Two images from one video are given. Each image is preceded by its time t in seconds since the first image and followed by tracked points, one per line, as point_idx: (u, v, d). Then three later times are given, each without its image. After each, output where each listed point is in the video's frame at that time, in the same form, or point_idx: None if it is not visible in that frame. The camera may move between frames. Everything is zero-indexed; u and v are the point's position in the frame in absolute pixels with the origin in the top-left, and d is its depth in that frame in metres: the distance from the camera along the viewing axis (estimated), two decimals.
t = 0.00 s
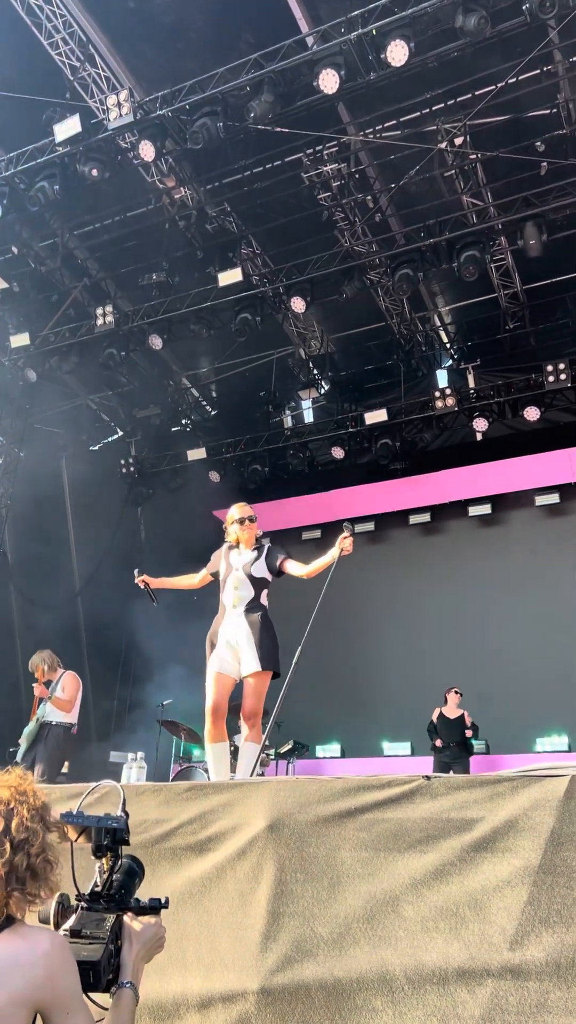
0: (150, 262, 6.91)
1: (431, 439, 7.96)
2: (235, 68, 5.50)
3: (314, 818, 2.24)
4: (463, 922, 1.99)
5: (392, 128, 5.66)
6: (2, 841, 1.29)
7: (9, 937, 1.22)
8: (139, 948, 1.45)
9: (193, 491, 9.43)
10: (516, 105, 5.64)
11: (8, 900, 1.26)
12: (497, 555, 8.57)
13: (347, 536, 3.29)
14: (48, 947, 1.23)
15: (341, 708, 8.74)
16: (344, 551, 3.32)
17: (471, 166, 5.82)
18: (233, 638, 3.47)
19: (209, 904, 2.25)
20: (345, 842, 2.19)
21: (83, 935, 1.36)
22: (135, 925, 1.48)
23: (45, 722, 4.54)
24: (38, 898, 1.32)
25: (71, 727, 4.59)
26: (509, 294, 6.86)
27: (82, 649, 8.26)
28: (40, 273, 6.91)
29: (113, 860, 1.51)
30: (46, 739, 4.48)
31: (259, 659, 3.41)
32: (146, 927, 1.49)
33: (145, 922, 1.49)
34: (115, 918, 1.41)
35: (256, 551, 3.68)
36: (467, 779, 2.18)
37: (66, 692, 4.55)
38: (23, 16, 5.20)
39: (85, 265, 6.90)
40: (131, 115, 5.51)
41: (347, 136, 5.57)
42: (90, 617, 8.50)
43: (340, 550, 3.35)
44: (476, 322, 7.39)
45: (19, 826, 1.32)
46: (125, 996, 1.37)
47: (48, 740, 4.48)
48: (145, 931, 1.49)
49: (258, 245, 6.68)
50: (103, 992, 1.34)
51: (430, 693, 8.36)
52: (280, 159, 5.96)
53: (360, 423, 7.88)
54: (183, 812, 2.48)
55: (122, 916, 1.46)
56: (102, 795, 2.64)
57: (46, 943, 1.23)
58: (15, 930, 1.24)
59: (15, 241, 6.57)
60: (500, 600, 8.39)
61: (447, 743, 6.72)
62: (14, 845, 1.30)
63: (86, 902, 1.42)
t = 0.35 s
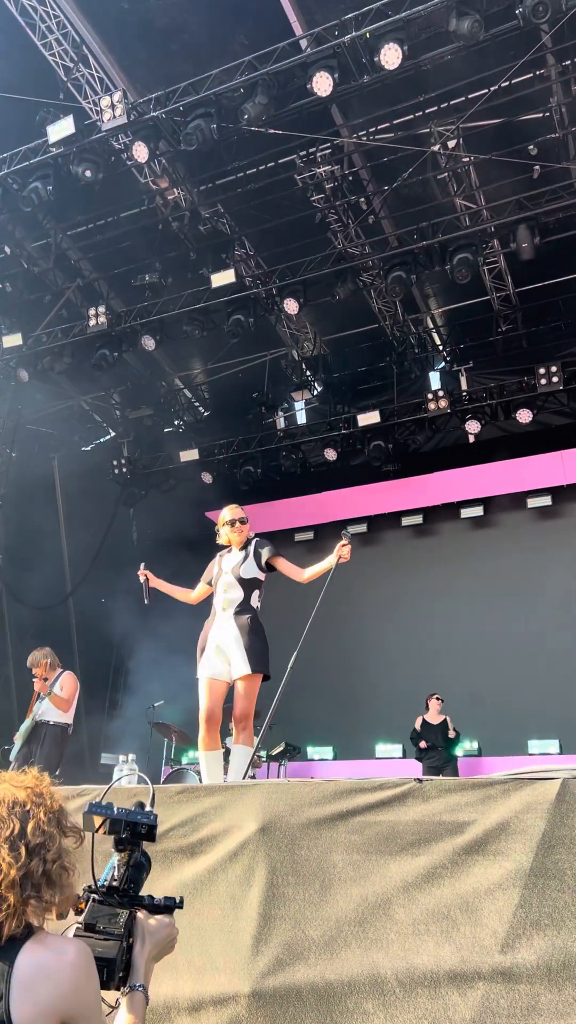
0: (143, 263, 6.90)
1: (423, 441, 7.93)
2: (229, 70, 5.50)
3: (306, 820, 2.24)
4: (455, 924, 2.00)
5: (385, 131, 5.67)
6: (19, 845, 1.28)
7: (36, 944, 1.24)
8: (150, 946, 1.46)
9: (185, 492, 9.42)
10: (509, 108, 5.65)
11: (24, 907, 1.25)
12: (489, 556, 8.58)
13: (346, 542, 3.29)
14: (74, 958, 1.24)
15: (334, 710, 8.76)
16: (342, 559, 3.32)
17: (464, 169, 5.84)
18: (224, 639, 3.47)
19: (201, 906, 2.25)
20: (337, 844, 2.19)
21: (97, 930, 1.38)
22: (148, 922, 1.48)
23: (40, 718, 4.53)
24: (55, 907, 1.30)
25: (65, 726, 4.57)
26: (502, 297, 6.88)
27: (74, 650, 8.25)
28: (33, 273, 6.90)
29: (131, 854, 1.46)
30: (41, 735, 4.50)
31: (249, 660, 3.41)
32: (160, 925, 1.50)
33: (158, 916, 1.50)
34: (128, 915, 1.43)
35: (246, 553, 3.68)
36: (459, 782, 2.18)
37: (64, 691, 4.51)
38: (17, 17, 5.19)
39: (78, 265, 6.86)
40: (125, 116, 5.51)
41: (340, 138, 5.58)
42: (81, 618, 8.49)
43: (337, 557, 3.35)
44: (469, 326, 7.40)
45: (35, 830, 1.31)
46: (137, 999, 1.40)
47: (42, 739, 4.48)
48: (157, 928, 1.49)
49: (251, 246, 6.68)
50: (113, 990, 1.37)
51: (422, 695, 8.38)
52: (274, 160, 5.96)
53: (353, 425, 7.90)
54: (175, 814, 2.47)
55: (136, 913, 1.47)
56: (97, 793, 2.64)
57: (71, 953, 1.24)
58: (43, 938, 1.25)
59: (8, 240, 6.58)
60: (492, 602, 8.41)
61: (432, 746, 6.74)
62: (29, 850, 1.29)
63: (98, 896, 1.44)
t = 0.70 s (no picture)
0: (138, 266, 6.91)
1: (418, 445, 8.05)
2: (224, 75, 5.52)
3: (299, 825, 2.25)
4: (448, 929, 2.00)
5: (380, 136, 5.71)
6: (66, 851, 1.21)
7: (86, 972, 1.15)
8: (189, 969, 1.42)
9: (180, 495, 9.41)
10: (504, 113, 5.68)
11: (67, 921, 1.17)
12: (483, 559, 8.60)
13: (336, 543, 3.29)
14: (128, 984, 1.15)
15: (328, 712, 8.77)
16: (333, 559, 3.32)
17: (458, 173, 5.87)
18: (221, 644, 3.48)
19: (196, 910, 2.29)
20: (330, 849, 2.19)
21: (134, 952, 1.36)
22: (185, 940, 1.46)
23: (26, 719, 4.51)
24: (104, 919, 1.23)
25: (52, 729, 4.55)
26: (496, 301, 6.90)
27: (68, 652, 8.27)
28: (28, 275, 6.90)
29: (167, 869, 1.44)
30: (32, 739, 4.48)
31: (246, 666, 3.42)
32: (197, 944, 1.47)
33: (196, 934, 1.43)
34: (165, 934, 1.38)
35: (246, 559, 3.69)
36: (452, 787, 2.17)
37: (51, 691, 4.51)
38: (13, 20, 5.20)
39: (74, 268, 6.88)
40: (120, 120, 5.49)
41: (335, 143, 5.60)
42: (75, 621, 8.49)
43: (329, 557, 3.36)
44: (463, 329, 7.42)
45: (83, 836, 1.23)
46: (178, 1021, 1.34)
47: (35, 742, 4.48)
48: (193, 948, 1.47)
49: (246, 249, 6.70)
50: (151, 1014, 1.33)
51: (415, 698, 8.40)
52: (269, 164, 5.98)
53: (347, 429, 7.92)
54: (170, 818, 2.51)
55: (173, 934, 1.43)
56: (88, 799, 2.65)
57: (124, 979, 1.15)
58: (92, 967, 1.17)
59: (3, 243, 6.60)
60: (486, 605, 8.43)
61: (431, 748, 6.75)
62: (76, 856, 1.21)
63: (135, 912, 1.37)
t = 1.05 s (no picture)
0: (132, 262, 6.90)
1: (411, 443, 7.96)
2: (219, 70, 5.51)
3: (291, 820, 2.25)
4: (439, 924, 2.01)
5: (375, 133, 5.71)
6: (112, 817, 1.18)
7: (137, 960, 1.08)
8: (244, 995, 1.30)
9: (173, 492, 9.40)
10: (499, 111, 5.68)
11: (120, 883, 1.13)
12: (476, 557, 8.61)
13: (330, 541, 3.28)
14: (180, 979, 1.08)
15: (320, 709, 8.78)
16: (327, 558, 3.32)
17: (453, 171, 5.87)
18: (212, 640, 3.47)
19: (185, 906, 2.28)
20: (322, 844, 2.21)
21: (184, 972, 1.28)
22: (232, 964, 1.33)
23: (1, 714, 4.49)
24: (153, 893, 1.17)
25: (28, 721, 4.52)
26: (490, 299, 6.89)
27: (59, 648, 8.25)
28: (21, 271, 6.89)
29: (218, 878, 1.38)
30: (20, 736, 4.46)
31: (238, 660, 3.41)
32: (251, 967, 1.35)
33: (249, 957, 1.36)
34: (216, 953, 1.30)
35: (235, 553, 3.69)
36: (444, 782, 2.20)
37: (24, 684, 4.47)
38: (6, 13, 5.19)
39: (67, 263, 6.86)
40: (115, 114, 5.50)
41: (330, 140, 5.60)
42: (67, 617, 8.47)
43: (323, 556, 3.35)
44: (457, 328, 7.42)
45: (128, 806, 1.21)
46: None
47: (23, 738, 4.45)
48: (247, 970, 1.34)
49: (241, 245, 6.69)
50: None
51: (408, 696, 8.40)
52: (264, 160, 5.97)
53: (341, 427, 7.92)
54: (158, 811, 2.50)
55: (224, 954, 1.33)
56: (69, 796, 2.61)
57: (175, 975, 1.07)
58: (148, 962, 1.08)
59: None
60: (478, 603, 8.43)
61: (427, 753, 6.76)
62: (123, 822, 1.19)
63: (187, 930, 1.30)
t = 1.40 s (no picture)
0: (124, 252, 6.87)
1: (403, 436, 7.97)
2: (211, 59, 5.48)
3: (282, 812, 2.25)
4: (428, 914, 2.01)
5: (368, 123, 5.69)
6: (150, 827, 1.17)
7: (174, 938, 1.08)
8: (273, 982, 1.32)
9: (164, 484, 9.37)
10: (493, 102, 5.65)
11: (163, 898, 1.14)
12: (466, 550, 8.62)
13: (321, 534, 3.27)
14: (216, 956, 1.08)
15: (311, 701, 8.79)
16: (318, 553, 3.33)
17: (446, 163, 5.85)
18: (200, 633, 3.46)
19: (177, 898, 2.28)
20: (312, 835, 2.21)
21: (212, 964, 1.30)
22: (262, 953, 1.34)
23: None
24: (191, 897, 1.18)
25: None
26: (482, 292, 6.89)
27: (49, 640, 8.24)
28: (11, 260, 6.84)
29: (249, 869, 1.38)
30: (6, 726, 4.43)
31: (226, 652, 3.41)
32: (281, 955, 1.35)
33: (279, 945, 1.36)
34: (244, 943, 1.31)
35: (224, 544, 3.68)
36: (434, 774, 2.19)
37: None
38: None
39: (57, 252, 6.82)
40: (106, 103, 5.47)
41: (322, 130, 5.58)
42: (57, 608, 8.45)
43: (315, 550, 3.34)
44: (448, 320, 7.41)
45: (165, 811, 1.21)
46: None
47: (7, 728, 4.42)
48: (276, 959, 1.35)
49: (233, 236, 6.67)
50: None
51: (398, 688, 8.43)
52: (256, 150, 5.94)
53: (333, 419, 7.91)
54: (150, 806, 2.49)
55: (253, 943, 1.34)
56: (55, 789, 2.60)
57: (212, 953, 1.07)
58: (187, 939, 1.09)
59: None
60: (469, 596, 8.45)
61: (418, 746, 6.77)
62: (161, 832, 1.18)
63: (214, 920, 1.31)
